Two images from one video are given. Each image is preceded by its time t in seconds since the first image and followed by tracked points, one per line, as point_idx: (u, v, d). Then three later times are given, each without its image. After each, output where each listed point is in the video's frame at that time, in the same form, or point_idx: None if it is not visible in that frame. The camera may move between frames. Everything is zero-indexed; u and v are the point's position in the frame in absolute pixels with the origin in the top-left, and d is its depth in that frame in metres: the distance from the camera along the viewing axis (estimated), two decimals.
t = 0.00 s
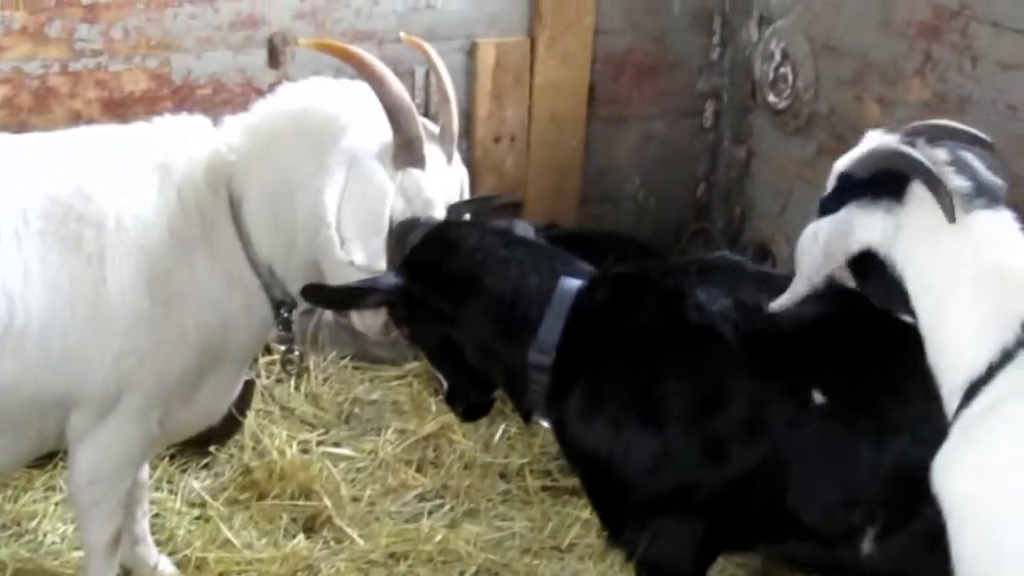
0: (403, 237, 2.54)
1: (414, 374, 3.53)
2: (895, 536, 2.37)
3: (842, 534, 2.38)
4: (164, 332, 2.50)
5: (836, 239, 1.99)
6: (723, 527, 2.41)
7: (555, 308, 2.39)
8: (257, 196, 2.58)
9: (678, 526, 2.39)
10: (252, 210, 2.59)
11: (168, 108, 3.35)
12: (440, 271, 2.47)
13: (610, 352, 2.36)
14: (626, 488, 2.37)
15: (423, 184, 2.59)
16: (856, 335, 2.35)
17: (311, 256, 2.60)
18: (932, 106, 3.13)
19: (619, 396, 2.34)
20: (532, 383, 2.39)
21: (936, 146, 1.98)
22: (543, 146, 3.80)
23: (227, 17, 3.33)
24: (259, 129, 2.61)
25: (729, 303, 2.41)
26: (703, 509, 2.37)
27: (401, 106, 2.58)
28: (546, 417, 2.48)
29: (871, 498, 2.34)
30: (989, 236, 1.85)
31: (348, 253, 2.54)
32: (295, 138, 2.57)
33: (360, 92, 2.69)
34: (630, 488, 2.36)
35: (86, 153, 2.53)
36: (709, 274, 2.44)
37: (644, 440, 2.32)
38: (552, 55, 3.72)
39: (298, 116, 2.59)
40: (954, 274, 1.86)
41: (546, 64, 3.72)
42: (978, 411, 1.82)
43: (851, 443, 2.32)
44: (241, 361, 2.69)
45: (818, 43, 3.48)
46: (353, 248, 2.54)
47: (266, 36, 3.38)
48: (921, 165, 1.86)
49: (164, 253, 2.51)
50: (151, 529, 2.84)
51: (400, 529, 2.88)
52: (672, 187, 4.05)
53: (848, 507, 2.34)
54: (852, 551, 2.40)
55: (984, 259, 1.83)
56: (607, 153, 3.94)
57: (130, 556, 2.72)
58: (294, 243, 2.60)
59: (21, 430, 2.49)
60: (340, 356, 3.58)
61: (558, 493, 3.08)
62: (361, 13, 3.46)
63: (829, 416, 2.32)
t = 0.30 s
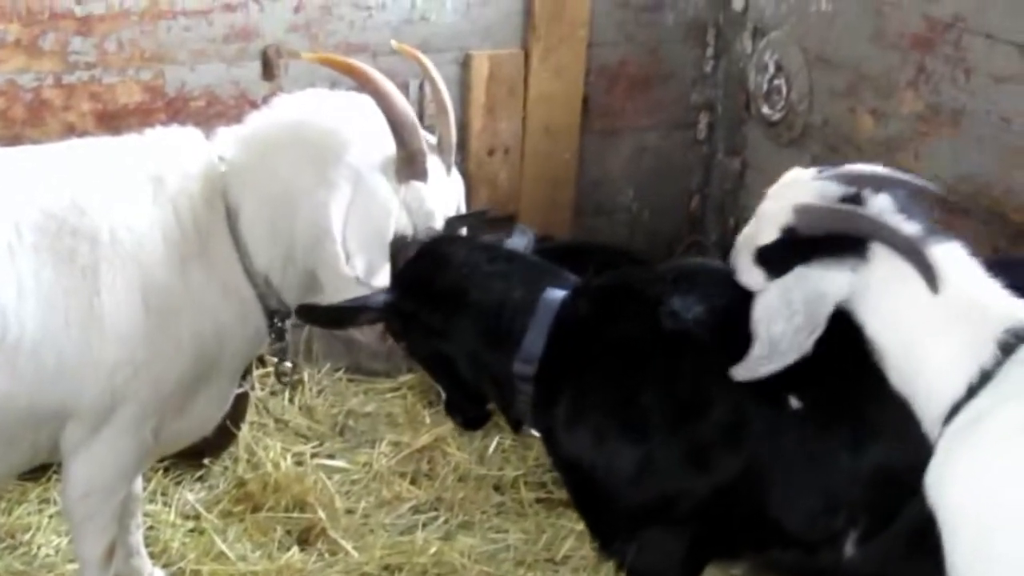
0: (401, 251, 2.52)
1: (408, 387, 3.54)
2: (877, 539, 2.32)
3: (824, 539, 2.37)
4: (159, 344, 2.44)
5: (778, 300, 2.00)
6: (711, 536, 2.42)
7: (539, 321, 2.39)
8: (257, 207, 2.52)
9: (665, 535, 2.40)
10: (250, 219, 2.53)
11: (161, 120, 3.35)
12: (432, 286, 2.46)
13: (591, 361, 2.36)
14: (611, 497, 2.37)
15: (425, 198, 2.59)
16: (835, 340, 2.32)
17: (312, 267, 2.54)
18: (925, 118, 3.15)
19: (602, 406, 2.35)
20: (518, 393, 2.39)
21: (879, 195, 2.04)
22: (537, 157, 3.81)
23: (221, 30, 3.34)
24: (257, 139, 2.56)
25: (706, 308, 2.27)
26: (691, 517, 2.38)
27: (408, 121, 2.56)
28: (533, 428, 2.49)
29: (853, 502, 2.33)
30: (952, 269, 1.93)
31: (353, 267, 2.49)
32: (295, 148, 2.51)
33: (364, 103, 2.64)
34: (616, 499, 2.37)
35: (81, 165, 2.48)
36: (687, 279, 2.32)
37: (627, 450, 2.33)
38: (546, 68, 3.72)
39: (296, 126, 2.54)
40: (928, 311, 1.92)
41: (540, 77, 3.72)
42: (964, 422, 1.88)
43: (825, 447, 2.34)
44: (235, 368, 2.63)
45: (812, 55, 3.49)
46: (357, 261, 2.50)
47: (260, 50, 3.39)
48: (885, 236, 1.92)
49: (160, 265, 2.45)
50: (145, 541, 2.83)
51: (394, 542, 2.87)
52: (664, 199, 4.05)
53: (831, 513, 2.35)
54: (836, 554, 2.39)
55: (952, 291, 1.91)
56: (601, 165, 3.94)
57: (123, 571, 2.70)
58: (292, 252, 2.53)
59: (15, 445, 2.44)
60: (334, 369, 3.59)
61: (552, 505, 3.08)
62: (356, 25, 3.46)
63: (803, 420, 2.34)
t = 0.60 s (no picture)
0: (403, 260, 2.54)
1: (405, 397, 3.54)
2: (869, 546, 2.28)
3: (816, 545, 2.34)
4: (155, 355, 2.44)
5: (732, 351, 1.90)
6: (707, 544, 2.41)
7: (532, 325, 2.41)
8: (257, 217, 2.51)
9: (660, 543, 2.39)
10: (249, 229, 2.52)
11: (158, 130, 3.35)
12: (430, 296, 2.50)
13: (585, 366, 2.35)
14: (607, 504, 2.38)
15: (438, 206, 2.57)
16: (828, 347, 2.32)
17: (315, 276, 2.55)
18: (922, 127, 3.15)
19: (596, 414, 2.34)
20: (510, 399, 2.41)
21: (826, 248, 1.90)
22: (533, 166, 3.82)
23: (218, 40, 3.34)
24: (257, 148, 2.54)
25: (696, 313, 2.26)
26: (687, 525, 2.38)
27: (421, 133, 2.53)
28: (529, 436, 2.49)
29: (846, 507, 2.29)
30: (900, 302, 1.84)
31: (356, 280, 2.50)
32: (295, 159, 2.50)
33: (368, 113, 2.62)
34: (612, 506, 2.38)
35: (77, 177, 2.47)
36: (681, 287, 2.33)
37: (621, 459, 2.33)
38: (543, 78, 3.73)
39: (298, 136, 2.52)
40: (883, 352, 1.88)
41: (537, 86, 3.73)
42: (945, 432, 1.80)
43: (821, 454, 2.29)
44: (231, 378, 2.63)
45: (809, 64, 3.50)
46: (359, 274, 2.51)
47: (258, 60, 3.40)
48: (795, 304, 1.88)
49: (156, 275, 2.45)
50: (143, 551, 2.82)
51: (391, 551, 2.88)
52: (661, 208, 4.06)
53: (824, 519, 2.31)
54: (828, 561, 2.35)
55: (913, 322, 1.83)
56: (598, 175, 3.95)
57: None
58: (295, 262, 2.53)
59: (11, 457, 2.43)
60: (331, 379, 3.60)
61: (549, 515, 3.08)
62: (353, 35, 3.47)
63: (799, 427, 2.30)
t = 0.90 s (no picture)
0: (408, 264, 2.55)
1: (404, 402, 3.54)
2: (871, 550, 2.28)
3: (818, 549, 2.34)
4: (153, 363, 2.45)
5: (719, 400, 1.97)
6: (708, 550, 2.41)
7: (534, 331, 2.40)
8: (255, 226, 2.50)
9: (660, 548, 2.40)
10: (248, 236, 2.51)
11: (157, 136, 3.36)
12: (437, 303, 2.53)
13: (586, 374, 2.34)
14: (607, 508, 2.39)
15: (445, 208, 2.57)
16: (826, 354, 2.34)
17: (316, 283, 2.56)
18: (921, 134, 3.15)
19: (596, 420, 2.34)
20: (511, 406, 2.41)
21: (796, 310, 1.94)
22: (532, 172, 3.82)
23: (217, 46, 3.34)
24: (258, 153, 2.53)
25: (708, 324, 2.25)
26: (688, 530, 2.38)
27: (426, 139, 2.51)
28: (528, 442, 2.49)
29: (847, 512, 2.29)
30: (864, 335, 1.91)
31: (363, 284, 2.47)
32: (293, 167, 2.49)
33: (363, 117, 2.58)
34: (612, 510, 2.39)
35: (74, 186, 2.47)
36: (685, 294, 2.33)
37: (621, 464, 2.34)
38: (542, 84, 3.73)
39: (298, 142, 2.50)
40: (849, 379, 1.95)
41: (535, 92, 3.73)
42: (929, 438, 1.83)
43: (823, 459, 2.29)
44: (229, 386, 2.63)
45: (808, 70, 3.50)
46: (366, 278, 2.48)
47: (256, 66, 3.40)
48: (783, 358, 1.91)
49: (152, 283, 2.45)
50: (142, 556, 2.82)
51: (391, 557, 2.88)
52: (659, 214, 4.07)
53: (826, 524, 2.31)
54: (829, 564, 2.36)
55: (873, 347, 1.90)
56: (597, 180, 3.96)
57: None
58: (296, 270, 2.53)
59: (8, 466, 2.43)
60: (330, 385, 3.60)
61: (548, 521, 3.09)
62: (352, 40, 3.47)
63: (799, 432, 2.30)
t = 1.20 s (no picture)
0: (412, 269, 2.55)
1: (405, 404, 3.55)
2: (877, 554, 2.23)
3: (825, 552, 2.32)
4: (154, 365, 2.45)
5: (708, 368, 1.95)
6: (711, 551, 2.42)
7: (537, 334, 2.41)
8: (257, 231, 2.50)
9: (664, 549, 2.40)
10: (249, 239, 2.51)
11: (158, 138, 3.36)
12: (442, 308, 2.54)
13: (590, 378, 2.35)
14: (611, 509, 2.40)
15: (449, 211, 2.56)
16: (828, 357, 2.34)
17: (319, 286, 2.56)
18: (922, 136, 3.15)
19: (600, 423, 2.36)
20: (515, 409, 2.42)
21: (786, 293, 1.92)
22: (533, 173, 3.82)
23: (217, 49, 3.34)
24: (260, 156, 2.52)
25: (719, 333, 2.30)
26: (691, 533, 2.39)
27: (431, 147, 2.51)
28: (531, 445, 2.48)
29: (854, 516, 2.26)
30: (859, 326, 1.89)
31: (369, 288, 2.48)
32: (293, 171, 2.49)
33: (364, 121, 2.58)
34: (616, 511, 2.40)
35: (74, 188, 2.47)
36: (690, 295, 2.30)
37: (626, 466, 2.36)
38: (542, 86, 3.73)
39: (300, 145, 2.50)
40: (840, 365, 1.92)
41: (536, 94, 3.73)
42: (918, 442, 1.84)
43: (830, 463, 2.26)
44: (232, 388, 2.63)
45: (809, 72, 3.50)
46: (372, 282, 2.49)
47: (257, 68, 3.40)
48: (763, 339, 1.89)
49: (152, 285, 2.45)
50: (143, 558, 2.82)
51: (391, 558, 2.89)
52: (660, 216, 4.07)
53: (833, 527, 2.28)
54: (838, 568, 2.33)
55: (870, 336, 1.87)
56: (598, 182, 3.96)
57: None
58: (299, 273, 2.53)
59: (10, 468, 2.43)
60: (331, 387, 3.60)
61: (550, 523, 3.09)
62: (353, 42, 3.47)
63: (805, 435, 2.28)
